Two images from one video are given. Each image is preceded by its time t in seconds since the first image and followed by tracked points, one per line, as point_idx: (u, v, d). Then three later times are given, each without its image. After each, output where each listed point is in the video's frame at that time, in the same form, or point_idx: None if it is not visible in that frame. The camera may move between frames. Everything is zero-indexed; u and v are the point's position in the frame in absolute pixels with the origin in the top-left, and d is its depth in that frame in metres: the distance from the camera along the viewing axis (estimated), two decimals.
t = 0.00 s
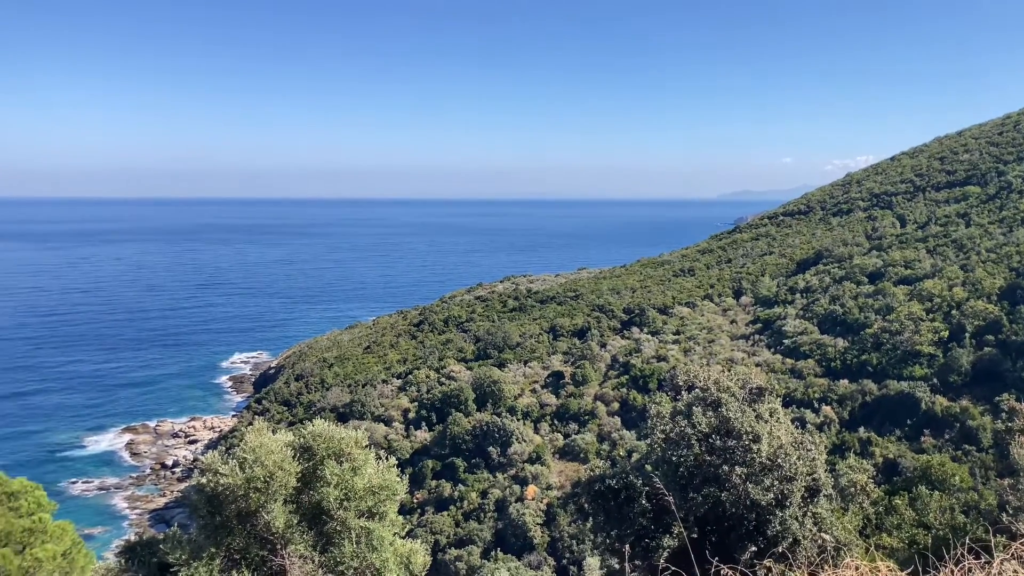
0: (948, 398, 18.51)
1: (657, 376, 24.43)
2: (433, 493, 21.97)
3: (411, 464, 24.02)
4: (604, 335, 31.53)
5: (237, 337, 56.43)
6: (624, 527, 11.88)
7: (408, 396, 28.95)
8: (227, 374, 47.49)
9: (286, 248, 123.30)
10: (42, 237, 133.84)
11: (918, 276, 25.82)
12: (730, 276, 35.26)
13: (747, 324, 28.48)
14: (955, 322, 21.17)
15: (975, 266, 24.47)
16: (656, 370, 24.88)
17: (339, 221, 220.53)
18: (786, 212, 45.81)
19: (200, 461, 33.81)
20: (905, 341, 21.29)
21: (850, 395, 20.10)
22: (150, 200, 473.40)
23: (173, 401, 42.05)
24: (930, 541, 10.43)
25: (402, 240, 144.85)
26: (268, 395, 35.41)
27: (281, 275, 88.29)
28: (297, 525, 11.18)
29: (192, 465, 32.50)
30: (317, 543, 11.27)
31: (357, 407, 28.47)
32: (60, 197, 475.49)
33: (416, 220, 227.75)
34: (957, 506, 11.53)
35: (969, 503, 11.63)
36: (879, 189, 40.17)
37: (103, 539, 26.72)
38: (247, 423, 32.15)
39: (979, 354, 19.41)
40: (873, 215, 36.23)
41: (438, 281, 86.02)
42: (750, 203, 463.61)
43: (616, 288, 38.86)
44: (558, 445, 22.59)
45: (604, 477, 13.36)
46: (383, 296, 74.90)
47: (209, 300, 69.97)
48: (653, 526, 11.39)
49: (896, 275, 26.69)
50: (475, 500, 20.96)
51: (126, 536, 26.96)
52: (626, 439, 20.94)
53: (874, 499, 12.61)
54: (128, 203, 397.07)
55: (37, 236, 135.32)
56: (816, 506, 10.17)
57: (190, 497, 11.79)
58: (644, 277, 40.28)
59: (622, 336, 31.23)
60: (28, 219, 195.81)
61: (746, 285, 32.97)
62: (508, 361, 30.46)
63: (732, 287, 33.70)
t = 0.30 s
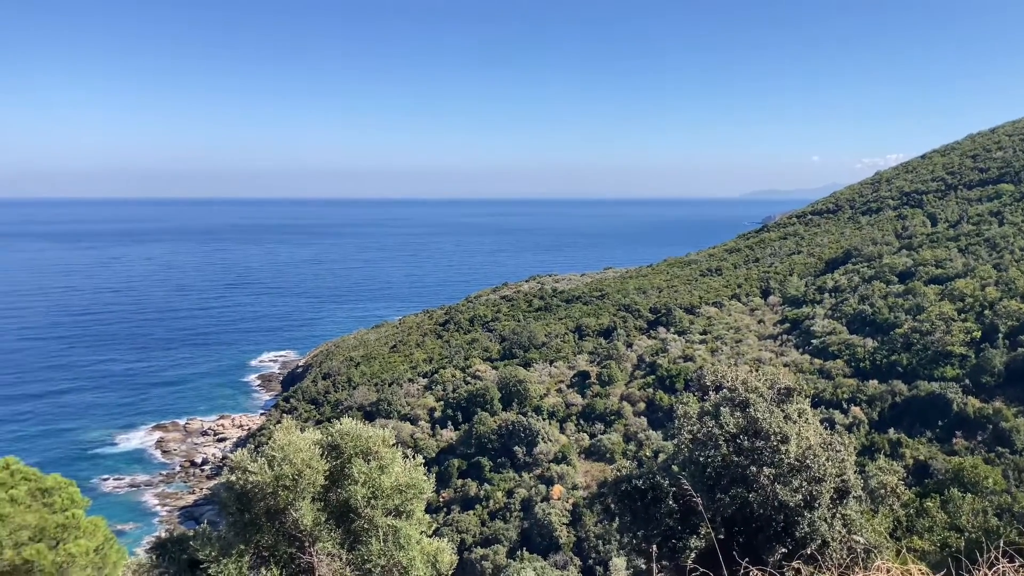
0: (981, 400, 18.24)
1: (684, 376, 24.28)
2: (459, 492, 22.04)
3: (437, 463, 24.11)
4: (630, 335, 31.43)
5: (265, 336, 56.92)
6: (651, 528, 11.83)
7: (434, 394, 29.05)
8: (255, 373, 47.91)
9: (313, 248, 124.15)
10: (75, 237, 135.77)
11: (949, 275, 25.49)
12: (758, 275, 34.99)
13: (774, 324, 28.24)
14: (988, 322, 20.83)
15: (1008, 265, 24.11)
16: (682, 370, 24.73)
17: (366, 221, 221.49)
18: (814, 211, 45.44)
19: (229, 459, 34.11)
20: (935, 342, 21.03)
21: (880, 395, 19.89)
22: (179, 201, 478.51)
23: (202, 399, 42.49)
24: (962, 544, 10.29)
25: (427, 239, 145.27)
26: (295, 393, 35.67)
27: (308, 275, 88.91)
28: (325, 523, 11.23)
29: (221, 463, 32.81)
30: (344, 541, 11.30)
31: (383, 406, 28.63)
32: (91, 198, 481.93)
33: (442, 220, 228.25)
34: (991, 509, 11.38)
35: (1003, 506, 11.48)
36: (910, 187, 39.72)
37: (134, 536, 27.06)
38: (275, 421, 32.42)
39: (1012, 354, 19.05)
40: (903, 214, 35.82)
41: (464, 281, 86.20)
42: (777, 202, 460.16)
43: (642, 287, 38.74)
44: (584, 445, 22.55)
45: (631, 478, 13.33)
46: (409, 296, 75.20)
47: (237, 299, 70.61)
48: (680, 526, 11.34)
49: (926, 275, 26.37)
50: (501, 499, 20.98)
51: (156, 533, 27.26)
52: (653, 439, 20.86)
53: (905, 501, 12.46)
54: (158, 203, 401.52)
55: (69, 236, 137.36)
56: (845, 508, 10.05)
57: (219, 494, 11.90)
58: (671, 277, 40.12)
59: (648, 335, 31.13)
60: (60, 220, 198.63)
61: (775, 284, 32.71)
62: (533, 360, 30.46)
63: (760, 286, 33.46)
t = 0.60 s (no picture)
0: (1014, 400, 17.94)
1: (711, 375, 24.10)
2: (485, 490, 22.08)
3: (462, 461, 24.17)
4: (656, 334, 31.28)
5: (292, 334, 57.33)
6: (678, 527, 11.79)
7: (460, 393, 29.10)
8: (282, 371, 48.27)
9: (340, 246, 124.84)
10: (105, 236, 137.46)
11: (981, 274, 25.12)
12: (786, 273, 34.70)
13: (802, 323, 27.96)
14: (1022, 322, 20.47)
15: None
16: (708, 369, 24.56)
17: (392, 220, 222.18)
18: (842, 209, 45.01)
19: (257, 456, 34.41)
20: (967, 342, 20.72)
21: (910, 395, 19.66)
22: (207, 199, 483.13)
23: (231, 396, 42.88)
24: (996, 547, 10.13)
25: (453, 238, 145.51)
26: (322, 391, 35.88)
27: (334, 273, 89.43)
28: (352, 520, 11.29)
29: (249, 460, 33.08)
30: (372, 538, 11.35)
31: (409, 404, 28.75)
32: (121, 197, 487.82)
33: (467, 219, 228.39)
34: None
35: None
36: (941, 185, 39.20)
37: (164, 531, 27.35)
38: (302, 418, 32.63)
39: None
40: (934, 212, 35.37)
41: (490, 279, 86.29)
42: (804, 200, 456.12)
43: (668, 286, 38.56)
44: (610, 444, 22.47)
45: (657, 477, 13.28)
46: (435, 294, 75.41)
47: (265, 297, 71.17)
48: (707, 526, 11.28)
49: (958, 273, 26.01)
50: (526, 497, 20.99)
51: (185, 528, 27.53)
52: (679, 438, 20.76)
53: (937, 502, 12.30)
54: (186, 203, 405.57)
55: (101, 235, 139.29)
56: (875, 509, 9.93)
57: (248, 490, 12.01)
58: (697, 276, 39.90)
59: (674, 334, 30.99)
60: (91, 219, 201.29)
61: (803, 283, 32.41)
62: (559, 359, 30.41)
63: (788, 285, 33.18)
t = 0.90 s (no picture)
0: None
1: (735, 374, 23.93)
2: (507, 488, 22.11)
3: (485, 458, 24.23)
4: (680, 333, 31.16)
5: (317, 332, 57.70)
6: (701, 527, 11.75)
7: (483, 390, 29.15)
8: (307, 368, 48.58)
9: (364, 244, 125.42)
10: (132, 234, 138.95)
11: (1011, 274, 24.78)
12: (811, 272, 34.42)
13: (828, 322, 27.71)
14: None
15: None
16: (733, 368, 24.41)
17: (416, 218, 222.78)
18: (869, 207, 44.59)
19: (281, 452, 34.68)
20: (996, 341, 20.44)
21: (937, 396, 19.44)
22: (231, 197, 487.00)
23: (256, 393, 43.22)
24: None
25: (475, 236, 145.67)
26: (346, 388, 36.06)
27: (358, 271, 89.86)
28: (376, 516, 11.32)
29: (274, 456, 33.33)
30: (395, 535, 11.37)
31: (432, 401, 28.85)
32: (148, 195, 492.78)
33: (491, 217, 228.59)
34: None
35: None
36: (970, 183, 38.71)
37: (190, 526, 27.63)
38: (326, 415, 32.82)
39: None
40: (962, 210, 34.95)
41: (513, 277, 86.33)
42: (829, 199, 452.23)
43: (692, 284, 38.40)
44: (633, 442, 22.40)
45: (681, 476, 13.23)
46: (458, 292, 75.57)
47: (289, 295, 71.64)
48: (731, 526, 11.21)
49: (987, 273, 25.69)
50: (549, 495, 21.00)
51: (211, 523, 27.80)
52: (703, 437, 20.66)
53: (965, 504, 12.14)
54: (211, 201, 408.99)
55: (129, 233, 140.94)
56: (901, 510, 9.81)
57: (273, 486, 12.12)
58: (722, 274, 39.69)
59: (698, 333, 30.86)
60: (118, 216, 203.55)
61: (828, 282, 32.14)
62: (581, 358, 30.38)
63: (813, 284, 32.91)
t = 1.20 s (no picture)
0: None
1: (757, 374, 23.78)
2: (527, 486, 22.12)
3: (505, 456, 24.30)
4: (702, 332, 31.03)
5: (338, 330, 57.99)
6: (723, 527, 11.72)
7: (503, 389, 29.18)
8: (329, 365, 48.85)
9: (386, 243, 125.86)
10: (156, 232, 140.23)
11: None
12: (835, 271, 34.14)
13: (851, 322, 27.47)
14: None
15: None
16: (755, 368, 24.25)
17: (439, 217, 223.12)
18: (894, 206, 44.15)
19: (304, 449, 34.89)
20: None
21: (963, 397, 19.21)
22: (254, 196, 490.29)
23: (279, 390, 43.53)
24: None
25: (497, 235, 145.68)
26: (368, 385, 36.22)
27: (380, 269, 90.25)
28: (397, 513, 11.35)
29: (296, 453, 33.55)
30: (416, 531, 11.37)
31: (452, 399, 28.93)
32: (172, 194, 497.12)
33: (514, 216, 228.47)
34: None
35: None
36: (998, 181, 38.23)
37: (213, 521, 27.88)
38: (348, 412, 32.99)
39: None
40: (990, 209, 34.53)
41: (534, 276, 86.28)
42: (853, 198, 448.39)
43: (714, 283, 38.21)
44: (654, 442, 22.33)
45: (702, 476, 13.21)
46: (479, 290, 75.67)
47: (312, 293, 72.04)
48: (752, 526, 11.16)
49: (1014, 272, 25.35)
50: (570, 494, 20.98)
51: (234, 519, 28.04)
52: (724, 438, 20.55)
53: (992, 507, 11.98)
54: (234, 199, 411.94)
55: (154, 231, 142.32)
56: (926, 512, 9.68)
57: (296, 483, 12.23)
58: (744, 273, 39.48)
59: (720, 333, 30.73)
60: (142, 215, 205.39)
61: (852, 281, 31.86)
62: (602, 357, 30.33)
63: (837, 284, 32.62)
